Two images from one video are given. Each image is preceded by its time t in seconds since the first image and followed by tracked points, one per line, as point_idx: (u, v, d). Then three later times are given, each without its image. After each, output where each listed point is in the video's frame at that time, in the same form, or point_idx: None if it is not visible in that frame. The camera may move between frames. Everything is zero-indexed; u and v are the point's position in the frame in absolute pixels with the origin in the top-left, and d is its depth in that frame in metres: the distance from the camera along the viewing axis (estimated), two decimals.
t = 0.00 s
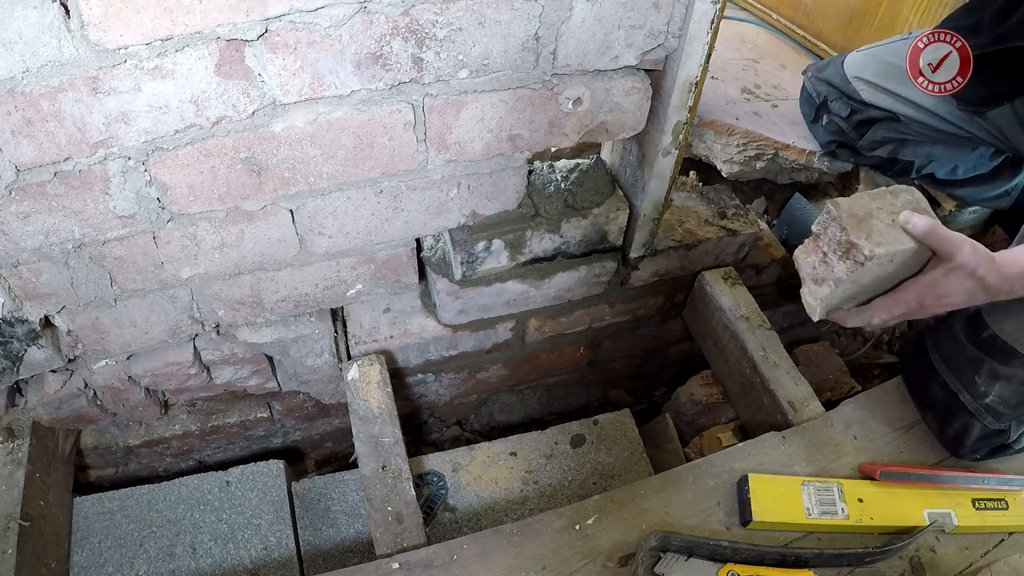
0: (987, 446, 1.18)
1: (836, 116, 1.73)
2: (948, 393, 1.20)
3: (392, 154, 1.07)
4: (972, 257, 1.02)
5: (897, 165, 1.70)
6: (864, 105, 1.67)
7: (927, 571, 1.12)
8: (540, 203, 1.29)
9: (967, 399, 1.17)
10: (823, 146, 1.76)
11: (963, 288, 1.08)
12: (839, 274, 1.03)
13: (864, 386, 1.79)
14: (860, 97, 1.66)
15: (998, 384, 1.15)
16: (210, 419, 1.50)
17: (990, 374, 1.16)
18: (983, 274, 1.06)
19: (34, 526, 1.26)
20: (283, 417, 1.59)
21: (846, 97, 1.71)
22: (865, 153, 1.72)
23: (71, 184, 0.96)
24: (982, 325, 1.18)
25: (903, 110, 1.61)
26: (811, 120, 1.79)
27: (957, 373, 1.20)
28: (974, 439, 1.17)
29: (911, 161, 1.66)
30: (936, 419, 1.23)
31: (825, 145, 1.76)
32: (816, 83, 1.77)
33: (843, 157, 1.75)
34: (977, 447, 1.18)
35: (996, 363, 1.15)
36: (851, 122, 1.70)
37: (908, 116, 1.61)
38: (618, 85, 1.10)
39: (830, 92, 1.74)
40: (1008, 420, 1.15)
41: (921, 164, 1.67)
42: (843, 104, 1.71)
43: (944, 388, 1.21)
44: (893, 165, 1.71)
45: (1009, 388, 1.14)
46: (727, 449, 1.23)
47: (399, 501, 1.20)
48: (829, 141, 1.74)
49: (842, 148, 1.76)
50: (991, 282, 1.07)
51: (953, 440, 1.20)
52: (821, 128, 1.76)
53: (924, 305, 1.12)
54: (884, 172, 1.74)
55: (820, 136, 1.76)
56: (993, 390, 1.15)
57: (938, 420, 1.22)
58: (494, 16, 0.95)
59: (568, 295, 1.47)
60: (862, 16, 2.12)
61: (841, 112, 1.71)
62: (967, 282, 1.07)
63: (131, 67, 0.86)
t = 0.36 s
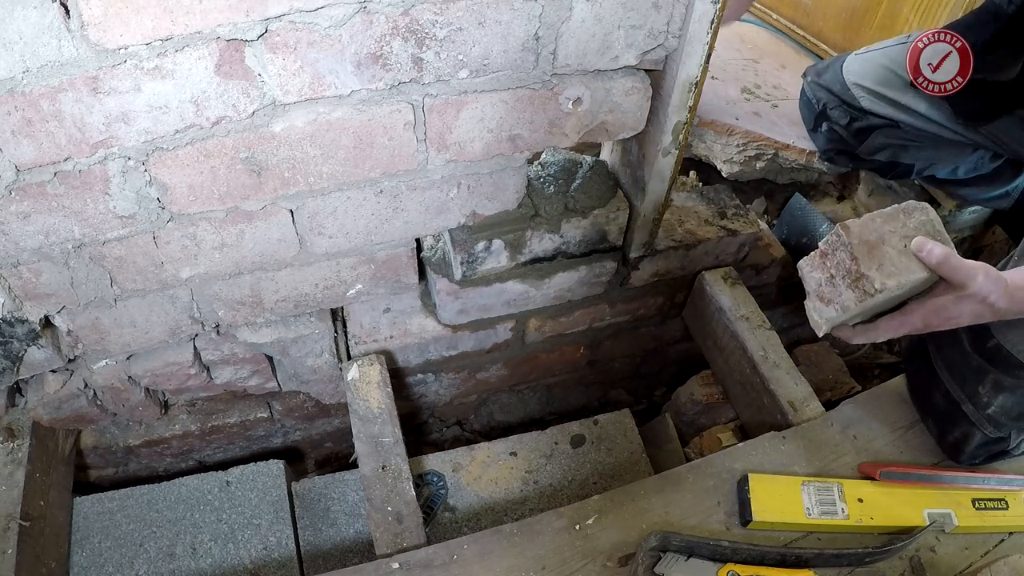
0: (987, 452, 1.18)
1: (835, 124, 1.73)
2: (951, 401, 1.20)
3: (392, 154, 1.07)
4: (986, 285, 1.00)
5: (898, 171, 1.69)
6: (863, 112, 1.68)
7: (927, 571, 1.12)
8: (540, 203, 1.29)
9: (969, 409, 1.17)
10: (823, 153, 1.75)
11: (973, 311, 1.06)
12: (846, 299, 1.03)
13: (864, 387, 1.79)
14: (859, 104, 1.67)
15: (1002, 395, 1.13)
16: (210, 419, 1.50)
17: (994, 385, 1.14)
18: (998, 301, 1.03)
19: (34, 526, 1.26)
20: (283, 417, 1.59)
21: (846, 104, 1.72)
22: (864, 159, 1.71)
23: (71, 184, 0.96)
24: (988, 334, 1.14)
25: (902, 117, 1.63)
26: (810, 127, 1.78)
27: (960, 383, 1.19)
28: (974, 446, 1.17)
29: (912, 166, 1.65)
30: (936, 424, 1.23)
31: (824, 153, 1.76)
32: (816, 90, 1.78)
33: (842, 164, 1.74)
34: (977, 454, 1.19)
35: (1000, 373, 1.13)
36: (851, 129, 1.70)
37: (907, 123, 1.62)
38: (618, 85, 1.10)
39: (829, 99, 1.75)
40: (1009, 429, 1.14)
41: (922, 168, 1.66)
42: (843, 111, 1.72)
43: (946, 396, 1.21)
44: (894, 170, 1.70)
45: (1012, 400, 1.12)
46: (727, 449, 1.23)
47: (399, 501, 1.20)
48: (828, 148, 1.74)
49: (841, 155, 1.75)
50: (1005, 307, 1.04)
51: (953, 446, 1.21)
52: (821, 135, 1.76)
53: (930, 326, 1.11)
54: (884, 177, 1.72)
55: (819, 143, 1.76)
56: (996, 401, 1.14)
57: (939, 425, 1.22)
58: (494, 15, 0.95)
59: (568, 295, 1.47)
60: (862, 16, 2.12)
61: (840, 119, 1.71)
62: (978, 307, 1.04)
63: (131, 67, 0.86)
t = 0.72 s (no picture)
0: (984, 447, 1.19)
1: (833, 105, 1.66)
2: (939, 399, 1.22)
3: (392, 154, 1.07)
4: None
5: (899, 159, 1.66)
6: (862, 95, 1.64)
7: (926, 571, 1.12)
8: (540, 203, 1.29)
9: (956, 404, 1.18)
10: (823, 138, 1.69)
11: None
12: None
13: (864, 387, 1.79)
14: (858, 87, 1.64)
15: (985, 387, 1.17)
16: (210, 419, 1.50)
17: (977, 378, 1.18)
18: None
19: (34, 526, 1.26)
20: (283, 417, 1.59)
21: (843, 89, 1.67)
22: (865, 145, 1.66)
23: (71, 184, 0.96)
24: (962, 323, 1.21)
25: (900, 97, 1.60)
26: (808, 111, 1.73)
27: (945, 379, 1.21)
28: (968, 443, 1.18)
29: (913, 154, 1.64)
30: (930, 424, 1.23)
31: (825, 137, 1.69)
32: (814, 76, 1.73)
33: (843, 149, 1.68)
34: (974, 450, 1.19)
35: (980, 367, 1.18)
36: (850, 112, 1.64)
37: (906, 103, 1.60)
38: (618, 85, 1.10)
39: (827, 83, 1.70)
40: (1000, 421, 1.16)
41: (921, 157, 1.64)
42: (841, 93, 1.66)
43: (935, 394, 1.22)
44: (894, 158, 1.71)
45: (996, 390, 1.16)
46: (727, 449, 1.23)
47: (399, 501, 1.20)
48: (829, 131, 1.67)
49: (841, 140, 1.68)
50: None
51: (948, 445, 1.21)
52: (819, 119, 1.69)
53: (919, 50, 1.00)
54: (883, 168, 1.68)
55: (819, 127, 1.69)
56: (981, 394, 1.17)
57: (933, 425, 1.23)
58: (494, 15, 0.95)
59: (568, 295, 1.47)
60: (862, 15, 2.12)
61: (838, 100, 1.65)
62: None
63: (130, 67, 0.86)
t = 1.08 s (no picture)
0: (984, 449, 1.18)
1: (829, 98, 1.70)
2: (939, 402, 1.21)
3: (392, 154, 1.07)
4: None
5: (897, 156, 1.58)
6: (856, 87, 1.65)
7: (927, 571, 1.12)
8: (540, 203, 1.29)
9: (955, 408, 1.18)
10: (823, 131, 1.71)
11: None
12: None
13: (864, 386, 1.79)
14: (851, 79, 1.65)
15: (983, 390, 1.14)
16: (210, 419, 1.50)
17: (975, 381, 1.15)
18: None
19: (34, 526, 1.26)
20: (283, 417, 1.59)
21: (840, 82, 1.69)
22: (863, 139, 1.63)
23: (71, 184, 0.96)
24: (958, 324, 1.17)
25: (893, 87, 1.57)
26: (805, 105, 1.78)
27: (944, 383, 1.20)
28: (967, 445, 1.18)
29: (911, 152, 1.56)
30: (931, 425, 1.24)
31: (824, 130, 1.71)
32: (810, 72, 1.77)
33: (842, 144, 1.67)
34: (973, 452, 1.19)
35: (978, 371, 1.14)
36: (845, 104, 1.67)
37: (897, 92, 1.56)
38: (618, 85, 1.10)
39: (824, 78, 1.74)
40: (1000, 423, 1.13)
41: (919, 156, 1.56)
42: (836, 87, 1.69)
43: (935, 397, 1.22)
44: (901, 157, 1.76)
45: (994, 393, 1.12)
46: (727, 449, 1.23)
47: (399, 501, 1.20)
48: (827, 124, 1.70)
49: (841, 134, 1.68)
50: None
51: (947, 446, 1.21)
52: (818, 113, 1.73)
53: None
54: (883, 166, 1.63)
55: (818, 120, 1.73)
56: (979, 397, 1.14)
57: (933, 426, 1.23)
58: (494, 16, 0.95)
59: (568, 295, 1.47)
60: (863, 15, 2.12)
61: (833, 93, 1.69)
62: None
63: (131, 67, 0.86)
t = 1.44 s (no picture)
0: (983, 449, 1.18)
1: (828, 99, 1.69)
2: (938, 403, 1.21)
3: (392, 154, 1.07)
4: None
5: (895, 157, 1.59)
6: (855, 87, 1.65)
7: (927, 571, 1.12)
8: (540, 203, 1.29)
9: (954, 410, 1.17)
10: (822, 132, 1.70)
11: None
12: None
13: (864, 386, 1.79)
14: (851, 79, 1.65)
15: (982, 392, 1.14)
16: (210, 419, 1.50)
17: (974, 384, 1.15)
18: None
19: (34, 526, 1.26)
20: (283, 417, 1.59)
21: (838, 83, 1.69)
22: (862, 140, 1.63)
23: (71, 184, 0.96)
24: (956, 324, 1.19)
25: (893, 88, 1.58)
26: (805, 105, 1.76)
27: (943, 385, 1.20)
28: (966, 446, 1.18)
29: (909, 152, 1.56)
30: (930, 427, 1.23)
31: (823, 130, 1.69)
32: (811, 73, 1.77)
33: (842, 144, 1.66)
34: (972, 453, 1.19)
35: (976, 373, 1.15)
36: (844, 104, 1.66)
37: (896, 91, 1.57)
38: (618, 85, 1.10)
39: (822, 79, 1.74)
40: (999, 425, 1.13)
41: (916, 157, 1.57)
42: (834, 88, 1.69)
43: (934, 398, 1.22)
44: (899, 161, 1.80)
45: (993, 395, 1.13)
46: (727, 449, 1.23)
47: (399, 501, 1.20)
48: (826, 124, 1.68)
49: (840, 135, 1.67)
50: None
51: (946, 447, 1.21)
52: (816, 113, 1.72)
53: None
54: (882, 167, 1.62)
55: (817, 121, 1.71)
56: (978, 399, 1.14)
57: (932, 427, 1.23)
58: (494, 16, 0.95)
59: (568, 295, 1.47)
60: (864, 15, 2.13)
61: (832, 93, 1.68)
62: None
63: (130, 67, 0.86)
